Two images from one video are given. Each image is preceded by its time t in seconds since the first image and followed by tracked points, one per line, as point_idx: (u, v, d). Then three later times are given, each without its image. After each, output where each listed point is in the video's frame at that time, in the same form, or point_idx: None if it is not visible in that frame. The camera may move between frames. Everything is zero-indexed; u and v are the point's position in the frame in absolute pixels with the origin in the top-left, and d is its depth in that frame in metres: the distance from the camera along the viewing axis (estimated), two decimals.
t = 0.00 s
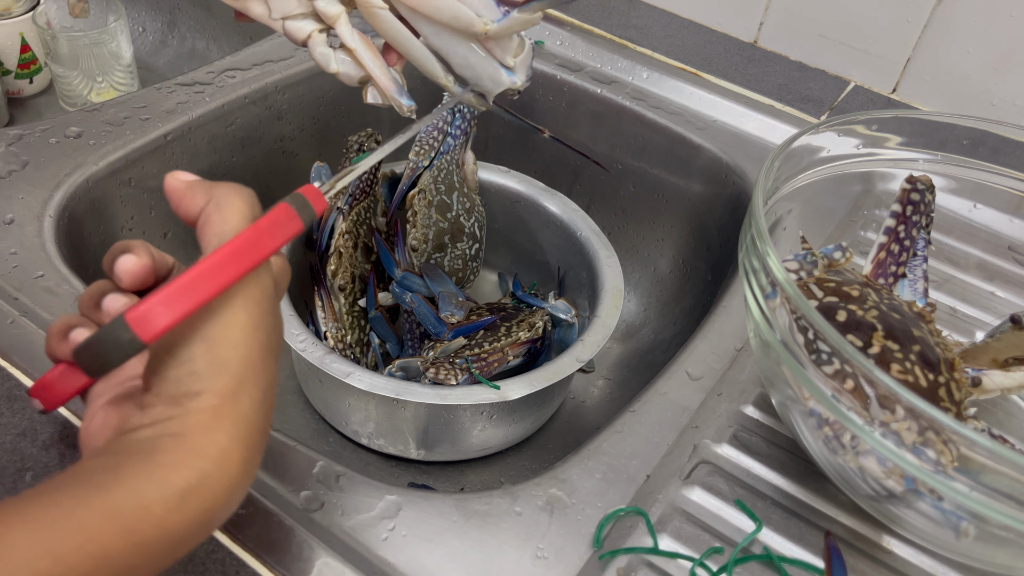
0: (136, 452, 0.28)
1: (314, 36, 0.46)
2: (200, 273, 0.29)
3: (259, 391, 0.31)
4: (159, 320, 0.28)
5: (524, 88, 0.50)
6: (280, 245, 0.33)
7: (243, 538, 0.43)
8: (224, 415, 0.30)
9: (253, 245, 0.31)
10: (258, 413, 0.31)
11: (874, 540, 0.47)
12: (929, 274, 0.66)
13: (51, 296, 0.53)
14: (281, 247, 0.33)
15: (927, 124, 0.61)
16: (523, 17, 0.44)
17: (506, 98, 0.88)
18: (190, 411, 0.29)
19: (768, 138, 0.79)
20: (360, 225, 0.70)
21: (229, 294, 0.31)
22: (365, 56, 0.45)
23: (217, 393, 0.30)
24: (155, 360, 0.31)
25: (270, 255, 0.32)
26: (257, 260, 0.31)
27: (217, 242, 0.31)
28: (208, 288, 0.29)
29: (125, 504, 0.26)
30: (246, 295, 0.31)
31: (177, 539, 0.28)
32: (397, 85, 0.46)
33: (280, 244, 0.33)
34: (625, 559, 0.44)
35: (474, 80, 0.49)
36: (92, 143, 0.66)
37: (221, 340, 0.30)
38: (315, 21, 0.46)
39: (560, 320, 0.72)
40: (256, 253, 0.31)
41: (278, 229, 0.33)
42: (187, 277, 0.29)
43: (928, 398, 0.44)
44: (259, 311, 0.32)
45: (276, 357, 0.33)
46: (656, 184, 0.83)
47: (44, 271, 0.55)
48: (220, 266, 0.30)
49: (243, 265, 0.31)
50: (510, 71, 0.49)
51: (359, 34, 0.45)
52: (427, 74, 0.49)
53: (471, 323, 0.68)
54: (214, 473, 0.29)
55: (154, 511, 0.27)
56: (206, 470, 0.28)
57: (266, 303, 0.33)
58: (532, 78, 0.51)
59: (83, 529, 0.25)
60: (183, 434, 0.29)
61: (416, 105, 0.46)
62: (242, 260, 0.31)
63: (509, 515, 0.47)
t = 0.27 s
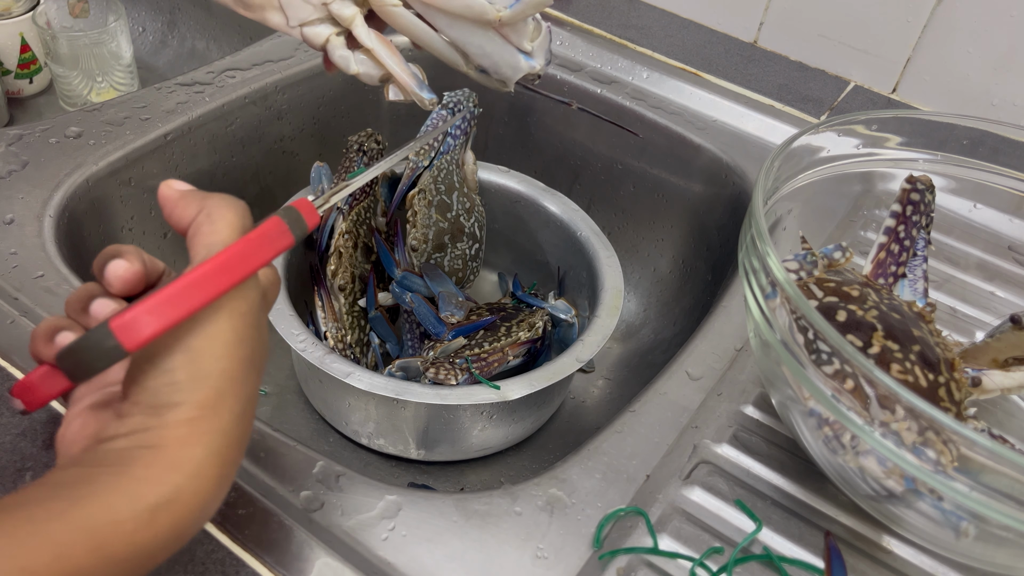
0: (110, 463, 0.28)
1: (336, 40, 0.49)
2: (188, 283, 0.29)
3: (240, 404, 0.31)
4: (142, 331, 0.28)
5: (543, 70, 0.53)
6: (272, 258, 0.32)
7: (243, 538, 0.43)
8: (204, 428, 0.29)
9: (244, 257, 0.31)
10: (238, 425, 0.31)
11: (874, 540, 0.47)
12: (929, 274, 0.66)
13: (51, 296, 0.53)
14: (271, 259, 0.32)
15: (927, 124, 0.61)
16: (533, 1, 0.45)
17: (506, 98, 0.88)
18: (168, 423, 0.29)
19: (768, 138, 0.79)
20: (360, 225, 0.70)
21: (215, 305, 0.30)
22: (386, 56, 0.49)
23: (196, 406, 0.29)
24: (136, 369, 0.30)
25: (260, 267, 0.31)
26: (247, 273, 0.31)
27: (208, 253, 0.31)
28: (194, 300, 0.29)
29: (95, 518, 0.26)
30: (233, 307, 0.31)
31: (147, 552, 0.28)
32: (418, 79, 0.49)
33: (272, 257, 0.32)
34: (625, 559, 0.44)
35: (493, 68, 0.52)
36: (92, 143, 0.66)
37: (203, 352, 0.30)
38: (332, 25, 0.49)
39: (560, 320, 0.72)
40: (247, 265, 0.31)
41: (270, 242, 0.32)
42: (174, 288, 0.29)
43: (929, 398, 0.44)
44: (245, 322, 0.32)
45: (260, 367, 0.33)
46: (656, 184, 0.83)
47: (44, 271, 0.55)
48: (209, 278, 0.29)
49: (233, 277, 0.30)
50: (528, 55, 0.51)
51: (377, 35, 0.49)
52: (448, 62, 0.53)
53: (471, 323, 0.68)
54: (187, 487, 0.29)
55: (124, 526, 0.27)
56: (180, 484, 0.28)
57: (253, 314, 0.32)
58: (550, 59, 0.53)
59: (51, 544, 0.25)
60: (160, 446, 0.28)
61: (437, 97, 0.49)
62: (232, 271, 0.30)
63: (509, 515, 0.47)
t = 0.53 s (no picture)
0: (98, 466, 0.27)
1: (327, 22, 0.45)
2: (195, 288, 0.29)
3: (232, 412, 0.31)
4: (145, 332, 0.28)
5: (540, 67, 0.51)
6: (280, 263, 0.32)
7: (243, 539, 0.43)
8: (194, 435, 0.29)
9: (251, 262, 0.31)
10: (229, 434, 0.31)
11: (874, 541, 0.47)
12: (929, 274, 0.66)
13: (51, 296, 0.53)
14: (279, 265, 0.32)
15: (927, 124, 0.61)
16: None
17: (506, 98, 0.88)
18: (160, 428, 0.29)
19: (768, 138, 0.79)
20: (360, 226, 0.70)
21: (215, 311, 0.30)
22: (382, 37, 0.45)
23: (188, 412, 0.29)
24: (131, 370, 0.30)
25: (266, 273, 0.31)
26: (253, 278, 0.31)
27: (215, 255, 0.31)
28: (197, 305, 0.29)
29: (79, 523, 0.26)
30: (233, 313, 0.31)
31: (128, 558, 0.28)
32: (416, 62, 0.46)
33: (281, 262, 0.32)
34: (625, 559, 0.44)
35: (489, 61, 0.50)
36: (92, 143, 0.66)
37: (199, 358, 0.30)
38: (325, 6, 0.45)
39: (560, 320, 0.72)
40: (255, 270, 0.31)
41: (280, 248, 0.32)
42: (180, 291, 0.28)
43: (929, 398, 0.44)
44: (243, 328, 0.32)
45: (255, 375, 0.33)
46: (656, 184, 0.83)
47: (44, 271, 0.55)
48: (216, 282, 0.29)
49: (241, 282, 0.30)
50: (526, 48, 0.49)
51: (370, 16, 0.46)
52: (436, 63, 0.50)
53: (471, 323, 0.68)
54: (175, 494, 0.28)
55: (108, 533, 0.26)
56: (167, 491, 0.28)
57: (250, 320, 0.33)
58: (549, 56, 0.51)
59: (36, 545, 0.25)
60: (149, 451, 0.28)
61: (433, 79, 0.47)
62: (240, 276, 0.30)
63: (509, 515, 0.47)
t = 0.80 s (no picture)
0: (107, 456, 0.27)
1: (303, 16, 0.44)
2: (176, 276, 0.28)
3: (236, 395, 0.31)
4: (133, 326, 0.28)
5: (516, 89, 0.50)
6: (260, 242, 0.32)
7: (243, 539, 0.43)
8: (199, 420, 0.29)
9: (231, 245, 0.30)
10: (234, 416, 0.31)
11: (874, 540, 0.47)
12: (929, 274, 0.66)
13: (51, 296, 0.53)
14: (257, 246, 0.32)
15: (927, 124, 0.61)
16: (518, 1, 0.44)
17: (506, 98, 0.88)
18: (164, 416, 0.28)
19: (768, 138, 0.79)
20: (360, 226, 0.71)
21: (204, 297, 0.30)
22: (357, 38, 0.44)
23: (191, 398, 0.29)
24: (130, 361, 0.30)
25: (246, 255, 0.31)
26: (236, 260, 0.31)
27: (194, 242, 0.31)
28: (182, 293, 0.28)
29: (92, 512, 0.26)
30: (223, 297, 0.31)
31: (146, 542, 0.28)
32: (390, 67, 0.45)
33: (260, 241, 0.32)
34: (625, 559, 0.44)
35: (465, 74, 0.48)
36: (92, 143, 0.66)
37: (198, 345, 0.29)
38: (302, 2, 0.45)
39: (560, 320, 0.72)
40: (235, 252, 0.30)
41: (257, 226, 0.32)
42: (160, 282, 0.28)
43: (929, 398, 0.44)
44: (238, 311, 0.31)
45: (256, 356, 0.32)
46: (656, 184, 0.83)
47: (44, 271, 0.55)
48: (197, 268, 0.29)
49: (222, 265, 0.30)
50: (503, 66, 0.48)
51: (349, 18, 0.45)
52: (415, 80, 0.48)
53: (471, 323, 0.68)
54: (185, 478, 0.28)
55: (121, 520, 0.26)
56: (178, 477, 0.28)
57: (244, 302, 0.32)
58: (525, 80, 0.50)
59: (49, 539, 0.25)
60: (155, 439, 0.28)
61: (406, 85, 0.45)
62: (220, 259, 0.30)
63: (509, 515, 0.47)
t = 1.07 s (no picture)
0: (140, 399, 0.29)
1: (297, 32, 0.45)
2: (206, 231, 0.30)
3: (261, 345, 0.33)
4: (165, 278, 0.30)
5: (506, 106, 0.48)
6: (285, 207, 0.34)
7: (243, 538, 0.43)
8: (226, 365, 0.31)
9: (257, 207, 0.32)
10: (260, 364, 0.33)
11: (874, 540, 0.47)
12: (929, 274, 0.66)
13: (51, 296, 0.53)
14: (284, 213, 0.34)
15: (927, 124, 0.61)
16: (508, 22, 0.42)
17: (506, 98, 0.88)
18: (194, 363, 0.31)
19: (768, 138, 0.79)
20: (360, 226, 0.70)
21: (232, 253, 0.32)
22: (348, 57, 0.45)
23: (218, 346, 0.31)
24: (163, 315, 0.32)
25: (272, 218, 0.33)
26: (261, 221, 0.32)
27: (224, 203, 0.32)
28: (211, 248, 0.30)
29: (131, 447, 0.28)
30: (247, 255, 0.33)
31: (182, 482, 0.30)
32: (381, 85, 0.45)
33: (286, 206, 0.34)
34: (625, 559, 0.44)
35: (454, 91, 0.47)
36: (92, 143, 0.66)
37: (226, 294, 0.32)
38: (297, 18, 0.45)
39: (560, 320, 0.72)
40: (260, 214, 0.32)
41: (282, 191, 0.34)
42: (192, 236, 0.30)
43: (929, 398, 0.44)
44: (262, 269, 0.33)
45: (279, 312, 0.35)
46: (656, 184, 0.83)
47: (43, 271, 0.55)
48: (226, 226, 0.31)
49: (248, 224, 0.32)
50: (493, 85, 0.47)
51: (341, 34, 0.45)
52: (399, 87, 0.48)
53: (471, 323, 0.68)
54: (216, 419, 0.30)
55: (159, 456, 0.28)
56: (208, 417, 0.30)
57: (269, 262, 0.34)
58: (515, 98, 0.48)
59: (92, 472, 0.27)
60: (185, 383, 0.30)
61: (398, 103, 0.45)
62: (246, 219, 0.32)
63: (509, 515, 0.47)
